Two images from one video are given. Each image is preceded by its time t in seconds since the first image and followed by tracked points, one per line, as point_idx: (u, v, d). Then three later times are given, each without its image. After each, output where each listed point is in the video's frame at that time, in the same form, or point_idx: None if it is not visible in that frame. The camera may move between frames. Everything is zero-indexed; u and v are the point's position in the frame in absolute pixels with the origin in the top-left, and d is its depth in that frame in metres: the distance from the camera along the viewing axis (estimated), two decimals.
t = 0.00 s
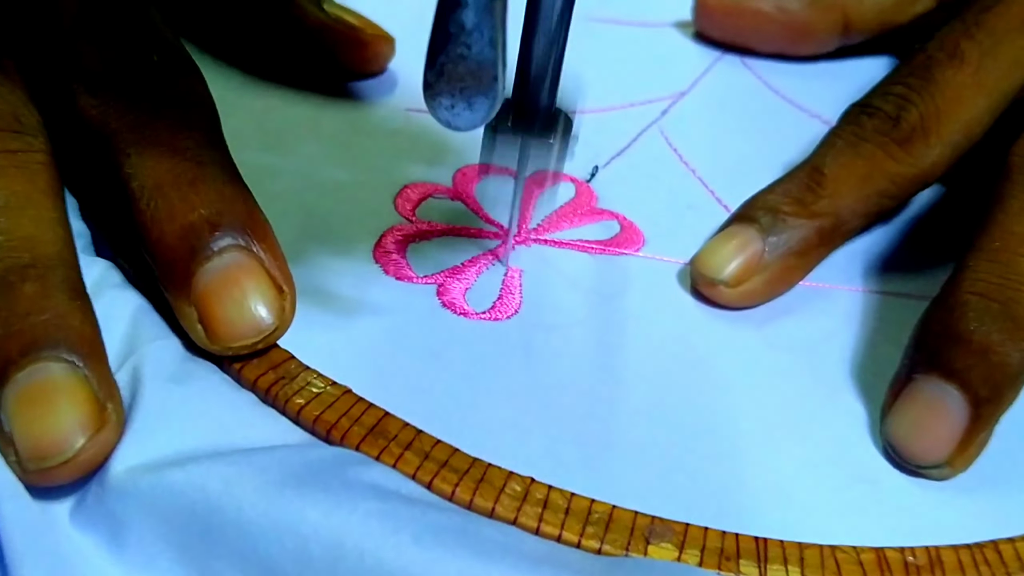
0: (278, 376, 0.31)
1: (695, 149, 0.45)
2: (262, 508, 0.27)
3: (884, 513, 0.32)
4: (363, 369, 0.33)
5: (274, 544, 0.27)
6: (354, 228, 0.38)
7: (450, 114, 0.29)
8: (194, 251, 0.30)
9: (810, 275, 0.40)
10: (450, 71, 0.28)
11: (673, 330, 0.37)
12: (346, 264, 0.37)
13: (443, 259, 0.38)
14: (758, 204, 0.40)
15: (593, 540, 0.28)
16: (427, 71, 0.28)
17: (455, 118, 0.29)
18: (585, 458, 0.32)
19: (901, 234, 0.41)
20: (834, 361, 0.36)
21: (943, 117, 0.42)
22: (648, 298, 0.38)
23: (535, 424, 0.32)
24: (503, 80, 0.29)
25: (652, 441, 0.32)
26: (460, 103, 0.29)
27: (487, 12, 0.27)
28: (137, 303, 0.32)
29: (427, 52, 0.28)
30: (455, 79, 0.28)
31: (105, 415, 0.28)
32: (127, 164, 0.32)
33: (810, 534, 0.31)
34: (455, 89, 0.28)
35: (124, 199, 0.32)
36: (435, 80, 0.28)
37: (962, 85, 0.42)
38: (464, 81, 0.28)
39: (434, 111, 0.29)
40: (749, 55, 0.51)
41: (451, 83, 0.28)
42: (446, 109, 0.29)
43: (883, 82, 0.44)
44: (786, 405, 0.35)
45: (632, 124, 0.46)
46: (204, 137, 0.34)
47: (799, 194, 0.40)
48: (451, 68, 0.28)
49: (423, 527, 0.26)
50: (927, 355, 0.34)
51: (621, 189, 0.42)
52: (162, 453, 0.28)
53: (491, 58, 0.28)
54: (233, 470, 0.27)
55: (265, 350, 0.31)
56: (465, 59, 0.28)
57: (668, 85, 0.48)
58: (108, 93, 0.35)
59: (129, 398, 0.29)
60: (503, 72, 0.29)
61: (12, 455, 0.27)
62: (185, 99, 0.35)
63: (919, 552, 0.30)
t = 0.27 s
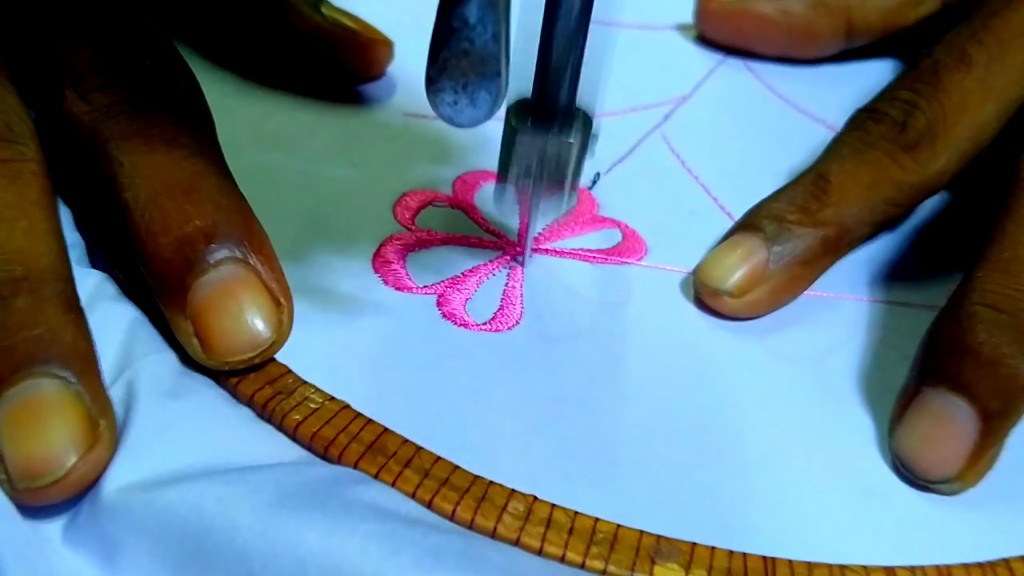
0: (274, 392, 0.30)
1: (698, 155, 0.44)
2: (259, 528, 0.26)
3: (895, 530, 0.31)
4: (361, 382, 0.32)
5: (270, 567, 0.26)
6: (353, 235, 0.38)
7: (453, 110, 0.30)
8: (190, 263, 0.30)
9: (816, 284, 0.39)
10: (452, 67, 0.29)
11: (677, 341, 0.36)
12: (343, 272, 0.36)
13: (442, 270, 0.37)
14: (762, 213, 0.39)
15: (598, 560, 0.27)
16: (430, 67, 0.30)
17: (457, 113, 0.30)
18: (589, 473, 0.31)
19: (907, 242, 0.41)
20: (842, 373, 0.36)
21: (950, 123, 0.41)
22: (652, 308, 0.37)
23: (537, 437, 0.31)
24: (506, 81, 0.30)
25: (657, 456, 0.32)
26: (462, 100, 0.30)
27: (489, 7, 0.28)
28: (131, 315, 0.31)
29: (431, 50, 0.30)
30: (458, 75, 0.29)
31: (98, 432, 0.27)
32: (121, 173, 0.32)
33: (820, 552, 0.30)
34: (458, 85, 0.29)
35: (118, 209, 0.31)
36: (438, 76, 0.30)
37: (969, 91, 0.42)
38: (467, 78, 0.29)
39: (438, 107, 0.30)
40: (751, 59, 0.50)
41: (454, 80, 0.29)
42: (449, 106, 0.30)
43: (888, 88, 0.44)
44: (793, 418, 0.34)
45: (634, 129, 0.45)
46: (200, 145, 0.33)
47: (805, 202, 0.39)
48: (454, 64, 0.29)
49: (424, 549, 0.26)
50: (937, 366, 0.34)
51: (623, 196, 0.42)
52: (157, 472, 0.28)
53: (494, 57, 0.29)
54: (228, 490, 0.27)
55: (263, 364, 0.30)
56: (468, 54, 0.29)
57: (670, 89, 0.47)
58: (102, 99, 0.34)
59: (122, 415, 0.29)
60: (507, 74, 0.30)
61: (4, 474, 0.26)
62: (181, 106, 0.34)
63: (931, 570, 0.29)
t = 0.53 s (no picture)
0: (272, 408, 0.29)
1: (702, 162, 0.43)
2: (255, 551, 0.25)
3: (906, 548, 0.31)
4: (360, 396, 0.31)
5: None
6: (352, 244, 0.37)
7: (460, 106, 0.28)
8: (184, 277, 0.29)
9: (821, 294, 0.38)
10: (460, 62, 0.27)
11: (683, 353, 0.35)
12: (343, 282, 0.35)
13: (444, 276, 0.37)
14: (768, 221, 0.38)
15: None
16: (438, 62, 0.28)
17: (465, 110, 0.28)
18: (593, 490, 0.30)
19: (915, 250, 0.40)
20: (850, 385, 0.35)
21: (960, 131, 0.41)
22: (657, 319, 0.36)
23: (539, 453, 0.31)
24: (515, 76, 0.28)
25: (664, 472, 0.31)
26: (469, 95, 0.28)
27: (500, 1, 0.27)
28: (126, 329, 0.31)
29: (438, 45, 0.28)
30: (466, 70, 0.28)
31: (90, 452, 0.27)
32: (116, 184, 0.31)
33: (829, 571, 0.29)
34: (466, 81, 0.28)
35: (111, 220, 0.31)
36: (445, 71, 0.28)
37: (979, 98, 0.41)
38: (475, 74, 0.28)
39: (445, 103, 0.28)
40: (756, 63, 0.49)
41: (461, 75, 0.28)
42: (455, 102, 0.28)
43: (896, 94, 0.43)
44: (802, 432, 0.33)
45: (638, 136, 0.44)
46: (196, 155, 0.32)
47: (812, 210, 0.38)
48: (462, 60, 0.27)
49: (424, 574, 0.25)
50: (946, 380, 0.33)
51: (627, 204, 0.41)
52: (151, 492, 0.27)
53: (504, 52, 0.27)
54: (224, 511, 0.26)
55: (259, 379, 0.30)
56: (476, 50, 0.27)
57: (674, 95, 0.47)
58: (96, 107, 0.33)
59: (117, 432, 0.28)
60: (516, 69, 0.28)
61: None
62: (177, 114, 0.34)
63: None
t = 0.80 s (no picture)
0: (287, 382, 0.30)
1: (707, 145, 0.44)
2: (275, 519, 0.26)
3: (912, 519, 0.31)
4: (374, 374, 0.32)
5: (287, 559, 0.25)
6: (361, 227, 0.37)
7: (466, 100, 0.29)
8: (198, 253, 0.29)
9: (827, 272, 0.39)
10: (466, 54, 0.28)
11: (691, 331, 0.35)
12: (353, 264, 0.35)
13: (453, 259, 0.37)
14: (775, 197, 0.39)
15: (617, 548, 0.27)
16: (443, 56, 0.29)
17: (471, 104, 0.30)
18: (604, 463, 0.31)
19: (919, 228, 0.40)
20: (856, 360, 0.35)
21: (961, 107, 0.41)
22: (664, 298, 0.37)
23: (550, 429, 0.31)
24: (520, 68, 0.29)
25: (673, 446, 0.31)
26: (475, 89, 0.29)
27: None
28: (140, 306, 0.31)
29: (443, 38, 0.29)
30: (471, 64, 0.29)
31: (106, 424, 0.27)
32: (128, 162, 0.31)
33: (838, 541, 0.30)
34: (472, 74, 0.29)
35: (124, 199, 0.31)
36: (451, 65, 0.29)
37: (980, 75, 0.42)
38: (481, 67, 0.29)
39: (450, 97, 0.30)
40: (761, 48, 0.50)
41: (467, 69, 0.29)
42: (461, 96, 0.29)
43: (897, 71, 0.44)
44: (809, 407, 0.34)
45: (643, 120, 0.45)
46: (207, 135, 0.33)
47: (818, 187, 0.39)
48: (468, 52, 0.28)
49: (442, 540, 0.25)
50: (952, 352, 0.33)
51: (633, 187, 0.42)
52: (169, 464, 0.27)
53: (509, 45, 0.28)
54: (244, 482, 0.26)
55: (273, 354, 0.30)
56: (482, 43, 0.28)
57: (679, 80, 0.47)
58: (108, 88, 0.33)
59: (133, 406, 0.28)
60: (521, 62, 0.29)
61: (11, 467, 0.26)
62: (187, 95, 0.34)
63: (950, 557, 0.29)
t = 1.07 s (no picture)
0: (292, 352, 0.30)
1: (705, 126, 0.44)
2: (281, 483, 0.26)
3: (904, 486, 0.31)
4: (377, 347, 0.32)
5: (295, 521, 0.26)
6: (363, 205, 0.38)
7: (463, 93, 0.30)
8: (205, 225, 0.30)
9: (822, 248, 0.39)
10: (463, 47, 0.29)
11: (688, 306, 0.36)
12: (355, 242, 0.36)
13: (454, 237, 0.38)
14: (772, 174, 0.39)
15: (616, 511, 0.28)
16: (442, 47, 0.29)
17: (468, 96, 0.30)
18: (603, 433, 0.31)
19: (913, 205, 0.41)
20: (850, 334, 0.36)
21: (955, 85, 0.42)
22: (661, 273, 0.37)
23: (549, 401, 0.32)
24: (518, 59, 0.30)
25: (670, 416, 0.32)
26: (473, 82, 0.30)
27: None
28: (147, 279, 0.31)
29: (441, 29, 0.29)
30: (468, 56, 0.29)
31: (116, 392, 0.28)
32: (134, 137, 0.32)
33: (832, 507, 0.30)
34: (468, 66, 0.29)
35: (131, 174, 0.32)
36: (448, 57, 0.29)
37: (972, 53, 0.42)
38: (477, 58, 0.29)
39: (448, 88, 0.30)
40: (758, 31, 0.50)
41: (463, 60, 0.29)
42: (458, 88, 0.30)
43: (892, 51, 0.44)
44: (803, 379, 0.34)
45: (642, 101, 0.45)
46: (211, 110, 0.33)
47: (814, 164, 0.40)
48: (465, 45, 0.29)
49: (445, 501, 0.26)
50: (944, 323, 0.34)
51: (630, 167, 0.42)
52: (177, 431, 0.28)
53: (506, 37, 0.29)
54: (250, 446, 0.27)
55: (279, 326, 0.31)
56: (479, 35, 0.29)
57: (678, 62, 0.48)
58: (114, 65, 0.34)
59: (142, 376, 0.29)
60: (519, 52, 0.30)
61: (22, 434, 0.27)
62: (191, 71, 0.34)
63: (944, 520, 0.29)
